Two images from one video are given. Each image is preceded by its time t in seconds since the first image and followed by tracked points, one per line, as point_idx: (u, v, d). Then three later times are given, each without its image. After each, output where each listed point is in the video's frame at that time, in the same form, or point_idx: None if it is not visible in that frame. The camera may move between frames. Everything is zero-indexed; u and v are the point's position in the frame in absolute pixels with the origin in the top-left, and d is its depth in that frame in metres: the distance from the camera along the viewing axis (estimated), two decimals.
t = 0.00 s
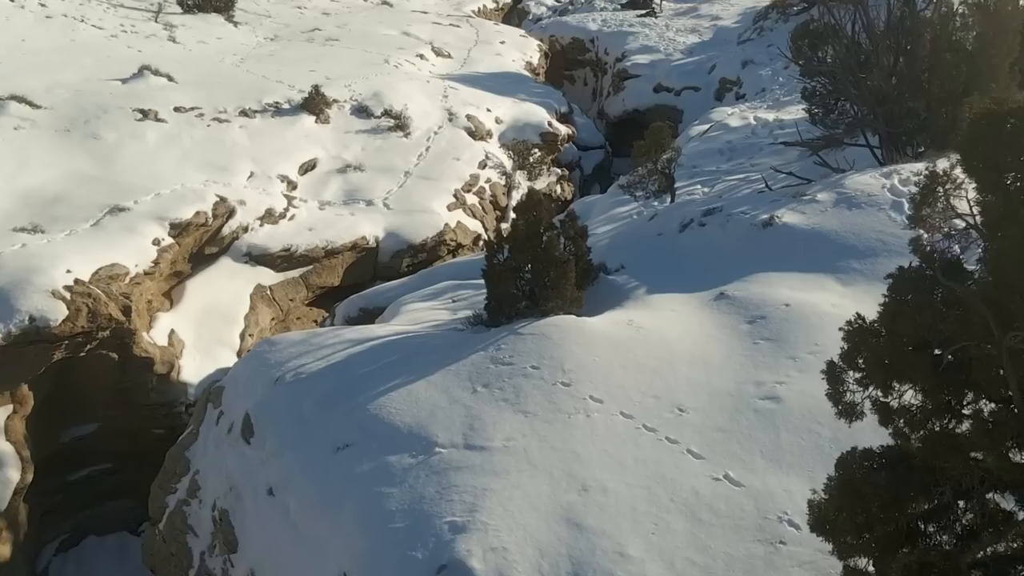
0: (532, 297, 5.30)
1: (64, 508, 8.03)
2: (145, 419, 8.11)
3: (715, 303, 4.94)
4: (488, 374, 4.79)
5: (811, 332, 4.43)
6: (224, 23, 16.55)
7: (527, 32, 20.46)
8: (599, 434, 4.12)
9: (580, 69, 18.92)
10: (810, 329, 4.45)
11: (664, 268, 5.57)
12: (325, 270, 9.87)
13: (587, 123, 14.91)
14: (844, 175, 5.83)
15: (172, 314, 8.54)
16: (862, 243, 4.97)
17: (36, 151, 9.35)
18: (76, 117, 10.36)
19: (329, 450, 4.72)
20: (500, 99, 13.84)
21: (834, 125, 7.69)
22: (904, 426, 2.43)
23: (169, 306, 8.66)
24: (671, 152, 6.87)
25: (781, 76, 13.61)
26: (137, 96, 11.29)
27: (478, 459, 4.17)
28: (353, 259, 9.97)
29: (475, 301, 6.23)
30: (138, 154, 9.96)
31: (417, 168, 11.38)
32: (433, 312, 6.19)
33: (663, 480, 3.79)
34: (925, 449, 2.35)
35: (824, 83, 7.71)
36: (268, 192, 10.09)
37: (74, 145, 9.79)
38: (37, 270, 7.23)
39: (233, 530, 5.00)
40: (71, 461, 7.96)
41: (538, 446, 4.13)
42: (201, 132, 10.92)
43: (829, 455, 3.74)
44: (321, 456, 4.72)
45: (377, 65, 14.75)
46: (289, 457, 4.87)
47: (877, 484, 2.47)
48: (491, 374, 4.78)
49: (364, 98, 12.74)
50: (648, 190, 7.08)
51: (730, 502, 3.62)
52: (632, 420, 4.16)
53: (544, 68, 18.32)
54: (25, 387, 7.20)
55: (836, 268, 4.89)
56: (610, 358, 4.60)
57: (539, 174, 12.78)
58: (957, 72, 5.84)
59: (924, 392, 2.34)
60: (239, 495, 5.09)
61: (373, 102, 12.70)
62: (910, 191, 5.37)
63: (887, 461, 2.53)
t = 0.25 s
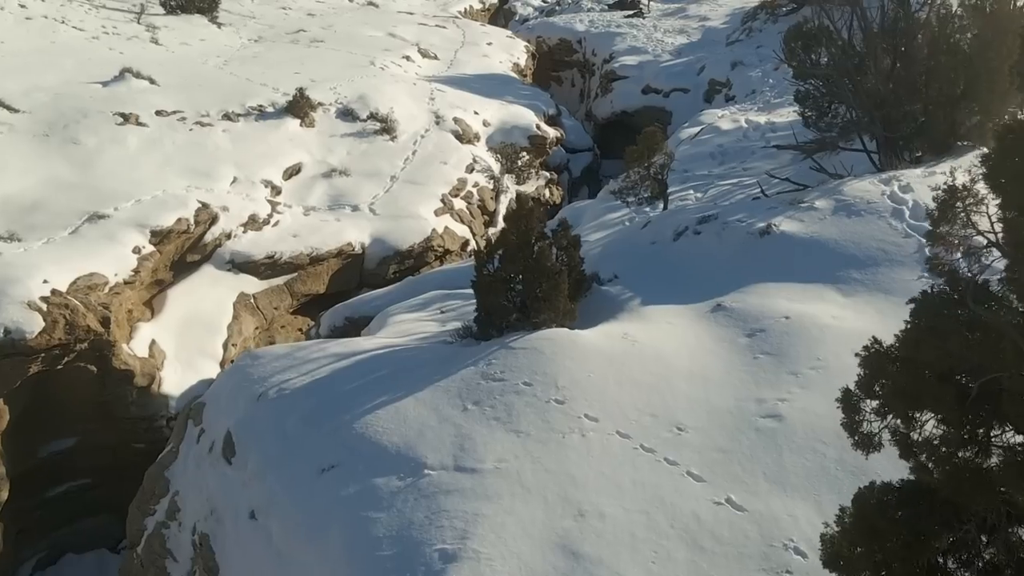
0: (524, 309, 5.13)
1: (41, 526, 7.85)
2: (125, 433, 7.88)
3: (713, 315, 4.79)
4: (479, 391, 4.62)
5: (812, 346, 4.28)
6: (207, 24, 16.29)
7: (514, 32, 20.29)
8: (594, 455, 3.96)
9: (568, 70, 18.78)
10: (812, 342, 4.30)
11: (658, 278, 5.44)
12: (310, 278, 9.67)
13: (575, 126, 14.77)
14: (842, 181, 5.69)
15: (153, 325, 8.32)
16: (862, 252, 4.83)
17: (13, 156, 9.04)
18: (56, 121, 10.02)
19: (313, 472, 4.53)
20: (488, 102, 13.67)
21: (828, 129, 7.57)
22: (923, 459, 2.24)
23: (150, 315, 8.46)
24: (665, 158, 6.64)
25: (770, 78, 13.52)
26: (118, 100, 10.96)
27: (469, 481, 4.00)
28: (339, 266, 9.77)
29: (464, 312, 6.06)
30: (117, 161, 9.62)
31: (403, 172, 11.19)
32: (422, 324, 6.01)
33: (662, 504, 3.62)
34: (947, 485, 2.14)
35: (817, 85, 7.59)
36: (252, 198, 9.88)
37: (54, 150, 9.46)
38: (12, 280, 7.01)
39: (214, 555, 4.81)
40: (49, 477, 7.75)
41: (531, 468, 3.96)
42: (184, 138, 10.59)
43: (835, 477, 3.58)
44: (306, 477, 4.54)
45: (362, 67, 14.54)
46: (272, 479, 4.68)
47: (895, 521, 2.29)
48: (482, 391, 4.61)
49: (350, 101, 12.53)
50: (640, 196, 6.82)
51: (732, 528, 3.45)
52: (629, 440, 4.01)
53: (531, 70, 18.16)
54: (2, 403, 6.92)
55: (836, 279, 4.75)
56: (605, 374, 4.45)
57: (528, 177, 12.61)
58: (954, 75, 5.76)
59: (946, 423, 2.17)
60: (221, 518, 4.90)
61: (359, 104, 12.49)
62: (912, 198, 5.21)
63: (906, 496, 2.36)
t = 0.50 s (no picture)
0: (514, 322, 4.98)
1: (17, 544, 7.63)
2: (104, 449, 7.64)
3: (709, 329, 4.64)
4: (469, 410, 4.44)
5: (814, 362, 4.13)
6: (191, 26, 16.02)
7: (501, 34, 20.12)
8: (590, 478, 3.79)
9: (556, 72, 18.63)
10: (813, 358, 4.15)
11: (652, 290, 5.29)
12: (294, 286, 9.43)
13: (564, 128, 14.61)
14: (840, 188, 5.56)
15: (134, 336, 8.05)
16: (863, 263, 4.69)
17: None
18: (33, 125, 9.78)
19: (296, 496, 4.34)
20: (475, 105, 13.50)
21: (822, 133, 7.44)
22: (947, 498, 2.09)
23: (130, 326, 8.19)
24: (657, 163, 6.43)
25: (760, 80, 13.41)
26: (98, 104, 10.67)
27: (459, 506, 3.81)
28: (324, 273, 9.56)
29: (453, 324, 5.88)
30: (98, 166, 9.32)
31: (390, 177, 11.00)
32: (409, 337, 5.83)
33: (661, 531, 3.45)
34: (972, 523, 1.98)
35: (811, 88, 7.47)
36: (236, 205, 9.66)
37: (31, 154, 9.21)
38: None
39: None
40: (25, 494, 7.54)
41: (524, 493, 3.79)
42: (166, 142, 10.36)
43: (841, 502, 3.42)
44: (288, 501, 4.34)
45: (348, 70, 14.33)
46: (253, 503, 4.49)
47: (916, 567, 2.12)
48: (472, 410, 4.43)
49: (336, 104, 12.33)
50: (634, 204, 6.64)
51: (735, 556, 3.28)
52: (625, 462, 3.84)
53: (518, 71, 18.00)
54: None
55: (836, 290, 4.61)
56: (600, 391, 4.29)
57: (516, 182, 12.43)
58: (953, 78, 5.69)
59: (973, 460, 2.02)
60: (201, 544, 4.71)
61: (345, 108, 12.29)
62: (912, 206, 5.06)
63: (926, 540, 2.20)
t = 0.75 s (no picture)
0: (502, 336, 4.83)
1: None
2: (80, 465, 7.36)
3: (704, 344, 4.49)
4: (456, 431, 4.27)
5: (813, 378, 3.98)
6: (174, 27, 15.73)
7: (488, 35, 19.92)
8: (582, 503, 3.62)
9: (543, 73, 18.47)
10: (813, 374, 4.00)
11: (644, 302, 5.14)
12: (277, 295, 9.19)
13: (552, 131, 14.44)
14: (837, 196, 5.43)
15: (112, 348, 7.76)
16: (862, 274, 4.56)
17: None
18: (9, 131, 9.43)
19: (275, 522, 4.14)
20: (461, 107, 13.32)
21: (814, 137, 7.33)
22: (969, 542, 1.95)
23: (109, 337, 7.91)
24: (649, 170, 6.27)
25: (750, 81, 13.30)
26: (77, 108, 10.33)
27: (445, 533, 3.63)
28: (308, 281, 9.36)
29: (440, 338, 5.70)
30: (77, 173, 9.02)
31: (375, 182, 10.80)
32: (393, 351, 5.66)
33: (657, 559, 3.27)
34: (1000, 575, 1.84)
35: (803, 92, 7.33)
36: (218, 211, 9.42)
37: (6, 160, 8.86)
38: None
39: None
40: None
41: (514, 519, 3.61)
42: (146, 148, 10.04)
43: (845, 530, 3.25)
44: (266, 527, 4.15)
45: (333, 72, 14.11)
46: (231, 529, 4.29)
47: None
48: (460, 431, 4.26)
49: (320, 108, 12.11)
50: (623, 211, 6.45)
51: None
52: (619, 486, 3.68)
53: (505, 73, 17.82)
54: None
55: (835, 303, 4.48)
56: (592, 411, 4.13)
57: (503, 186, 12.25)
58: (951, 83, 5.56)
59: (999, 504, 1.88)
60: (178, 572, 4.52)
61: (330, 111, 12.07)
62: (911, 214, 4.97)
63: None
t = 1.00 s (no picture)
0: (490, 351, 4.65)
1: None
2: (56, 481, 7.13)
3: (700, 358, 4.34)
4: (443, 452, 4.09)
5: (814, 396, 3.84)
6: (157, 29, 15.47)
7: (475, 36, 19.75)
8: (575, 530, 3.45)
9: (530, 75, 18.32)
10: (813, 392, 3.86)
11: (637, 315, 4.99)
12: (260, 303, 8.99)
13: (539, 133, 14.28)
14: (833, 203, 5.31)
15: (90, 360, 7.50)
16: (861, 285, 4.43)
17: None
18: None
19: (253, 549, 3.94)
20: (448, 110, 13.14)
21: (807, 141, 7.22)
22: None
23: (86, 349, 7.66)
24: (640, 176, 6.13)
25: (740, 84, 13.19)
26: (57, 111, 10.09)
27: (432, 562, 3.44)
28: (292, 289, 9.15)
29: (427, 351, 5.52)
30: (55, 177, 8.78)
31: (361, 187, 10.59)
32: (378, 365, 5.48)
33: None
34: None
35: (795, 95, 7.20)
36: (199, 218, 9.18)
37: None
38: None
39: None
40: None
41: (504, 547, 3.42)
42: (127, 152, 9.81)
43: (850, 557, 3.07)
44: (244, 555, 3.95)
45: (318, 75, 13.90)
46: (208, 556, 4.09)
47: None
48: (447, 452, 4.08)
49: (305, 111, 11.90)
50: (614, 218, 6.26)
51: None
52: (614, 511, 3.51)
53: (492, 75, 17.65)
54: None
55: (834, 315, 4.34)
56: (585, 431, 3.96)
57: (491, 190, 12.07)
58: (949, 87, 5.45)
59: None
60: None
61: (314, 115, 11.85)
62: (911, 223, 4.83)
63: None
